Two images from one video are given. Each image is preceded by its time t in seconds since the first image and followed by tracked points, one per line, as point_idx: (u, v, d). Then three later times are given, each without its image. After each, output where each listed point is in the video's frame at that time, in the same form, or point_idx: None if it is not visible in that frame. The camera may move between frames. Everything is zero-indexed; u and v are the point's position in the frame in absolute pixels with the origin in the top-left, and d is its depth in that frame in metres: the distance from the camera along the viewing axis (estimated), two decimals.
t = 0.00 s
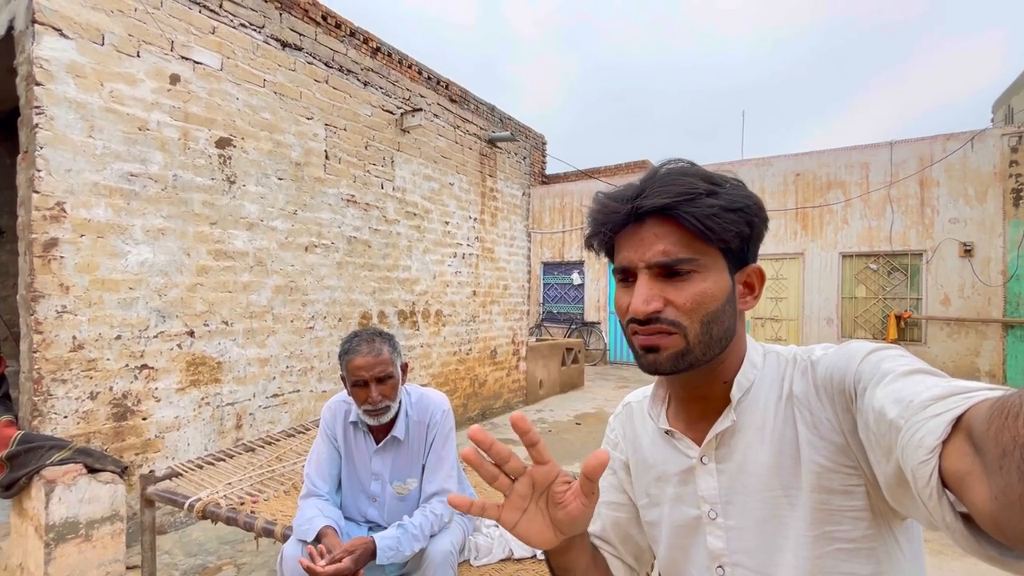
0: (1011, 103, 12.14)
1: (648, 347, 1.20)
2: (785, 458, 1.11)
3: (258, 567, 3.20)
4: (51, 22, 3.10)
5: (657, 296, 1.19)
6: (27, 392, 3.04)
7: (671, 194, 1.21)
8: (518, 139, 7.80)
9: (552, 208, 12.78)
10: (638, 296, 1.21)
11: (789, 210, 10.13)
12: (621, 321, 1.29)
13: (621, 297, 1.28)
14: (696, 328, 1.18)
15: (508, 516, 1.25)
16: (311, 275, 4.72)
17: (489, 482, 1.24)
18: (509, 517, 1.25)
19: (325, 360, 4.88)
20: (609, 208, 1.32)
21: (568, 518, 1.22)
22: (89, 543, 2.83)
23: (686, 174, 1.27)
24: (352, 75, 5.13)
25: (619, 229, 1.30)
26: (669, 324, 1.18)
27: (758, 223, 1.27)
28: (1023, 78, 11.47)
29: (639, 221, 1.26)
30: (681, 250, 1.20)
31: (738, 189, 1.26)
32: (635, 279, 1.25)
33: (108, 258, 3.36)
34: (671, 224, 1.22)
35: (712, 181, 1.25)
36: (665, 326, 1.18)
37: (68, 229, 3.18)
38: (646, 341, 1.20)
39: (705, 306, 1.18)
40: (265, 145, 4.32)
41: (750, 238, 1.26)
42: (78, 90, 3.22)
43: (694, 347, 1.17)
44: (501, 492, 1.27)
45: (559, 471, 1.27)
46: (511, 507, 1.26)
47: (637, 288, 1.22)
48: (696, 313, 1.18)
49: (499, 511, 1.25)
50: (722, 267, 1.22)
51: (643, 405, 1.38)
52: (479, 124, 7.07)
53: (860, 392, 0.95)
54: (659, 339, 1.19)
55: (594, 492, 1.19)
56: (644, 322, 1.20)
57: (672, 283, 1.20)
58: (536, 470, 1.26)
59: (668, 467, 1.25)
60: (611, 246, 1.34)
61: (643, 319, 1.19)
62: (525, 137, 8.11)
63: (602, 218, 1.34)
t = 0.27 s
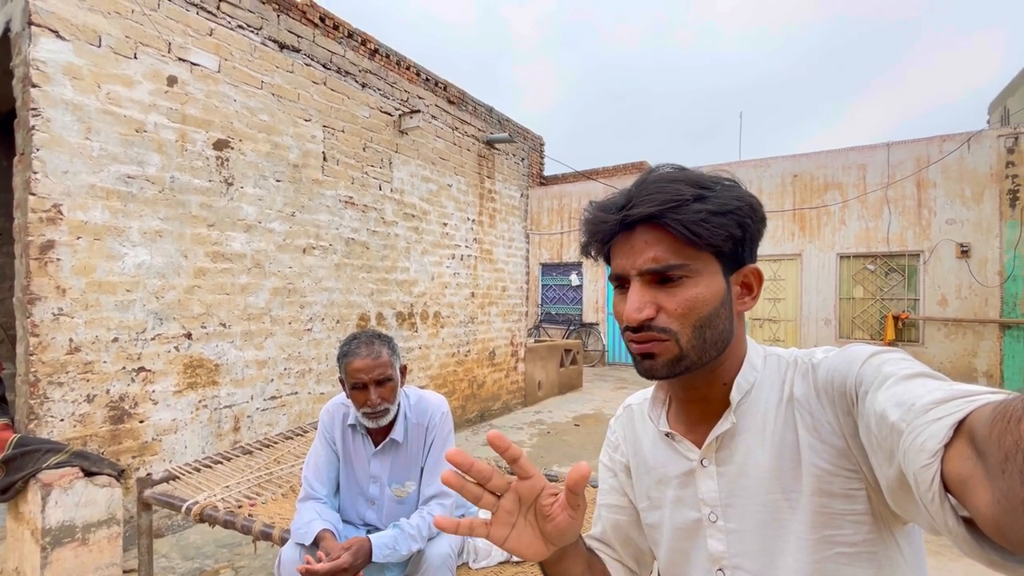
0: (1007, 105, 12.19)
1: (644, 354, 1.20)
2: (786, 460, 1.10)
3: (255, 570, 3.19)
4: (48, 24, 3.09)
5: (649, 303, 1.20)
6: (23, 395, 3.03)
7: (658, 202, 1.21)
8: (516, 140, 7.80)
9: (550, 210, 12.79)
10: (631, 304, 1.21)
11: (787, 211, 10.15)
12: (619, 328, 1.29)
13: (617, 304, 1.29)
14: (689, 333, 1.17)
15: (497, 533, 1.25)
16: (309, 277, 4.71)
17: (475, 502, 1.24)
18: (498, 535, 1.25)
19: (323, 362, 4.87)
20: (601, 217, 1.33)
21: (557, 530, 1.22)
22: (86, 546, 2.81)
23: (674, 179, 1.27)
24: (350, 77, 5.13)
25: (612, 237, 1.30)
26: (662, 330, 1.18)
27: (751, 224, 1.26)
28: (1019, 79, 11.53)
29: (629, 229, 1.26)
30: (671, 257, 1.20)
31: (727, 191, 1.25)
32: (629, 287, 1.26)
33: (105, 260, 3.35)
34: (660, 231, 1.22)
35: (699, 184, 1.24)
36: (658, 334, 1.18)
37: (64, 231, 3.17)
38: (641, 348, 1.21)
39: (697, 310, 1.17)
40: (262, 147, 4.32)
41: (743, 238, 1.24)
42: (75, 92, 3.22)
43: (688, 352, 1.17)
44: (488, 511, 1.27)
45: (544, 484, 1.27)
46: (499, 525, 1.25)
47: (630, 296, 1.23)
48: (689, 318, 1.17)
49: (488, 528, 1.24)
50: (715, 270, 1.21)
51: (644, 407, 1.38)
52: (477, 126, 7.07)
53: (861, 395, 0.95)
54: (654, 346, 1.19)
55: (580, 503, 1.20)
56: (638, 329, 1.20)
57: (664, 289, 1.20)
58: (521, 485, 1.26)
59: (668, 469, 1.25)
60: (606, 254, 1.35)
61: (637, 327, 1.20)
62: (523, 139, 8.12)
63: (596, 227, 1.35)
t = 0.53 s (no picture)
0: (1003, 106, 12.24)
1: (663, 342, 1.18)
2: (783, 460, 1.11)
3: (253, 572, 3.18)
4: (45, 25, 3.08)
5: (675, 289, 1.19)
6: (20, 397, 3.02)
7: (690, 187, 1.22)
8: (514, 141, 7.80)
9: (548, 211, 12.80)
10: (656, 288, 1.20)
11: (785, 211, 10.17)
12: (631, 316, 1.27)
13: (630, 292, 1.26)
14: (712, 322, 1.18)
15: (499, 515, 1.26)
16: (307, 278, 4.71)
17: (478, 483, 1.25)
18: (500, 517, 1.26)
19: (321, 363, 4.86)
20: (620, 202, 1.31)
21: (556, 518, 1.22)
22: (83, 549, 2.80)
23: (696, 171, 1.30)
24: (348, 78, 5.13)
25: (630, 223, 1.29)
26: (685, 318, 1.18)
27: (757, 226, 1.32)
28: (1015, 80, 11.57)
29: (653, 215, 1.26)
30: (698, 244, 1.21)
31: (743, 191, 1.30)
32: (649, 273, 1.24)
33: (102, 262, 3.34)
34: (686, 219, 1.23)
35: (723, 179, 1.28)
36: (682, 320, 1.17)
37: (62, 233, 3.16)
38: (661, 336, 1.19)
39: (720, 300, 1.19)
40: (260, 147, 4.31)
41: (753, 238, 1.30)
42: (72, 93, 3.21)
43: (711, 341, 1.17)
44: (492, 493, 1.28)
45: (546, 469, 1.27)
46: (501, 506, 1.26)
47: (653, 282, 1.21)
48: (711, 307, 1.18)
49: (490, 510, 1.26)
50: (732, 264, 1.24)
51: (642, 407, 1.38)
52: (475, 127, 7.07)
53: (858, 394, 0.95)
54: (675, 333, 1.18)
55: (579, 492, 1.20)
56: (661, 315, 1.18)
57: (689, 276, 1.20)
58: (523, 468, 1.27)
59: (666, 468, 1.25)
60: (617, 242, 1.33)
61: (661, 312, 1.18)
62: (521, 139, 8.12)
63: (612, 212, 1.32)
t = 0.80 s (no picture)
0: (999, 107, 12.28)
1: (664, 350, 1.18)
2: (781, 461, 1.10)
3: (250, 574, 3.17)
4: (41, 25, 3.07)
5: (676, 297, 1.19)
6: (15, 399, 3.00)
7: (692, 194, 1.22)
8: (512, 142, 7.80)
9: (547, 211, 12.80)
10: (658, 297, 1.19)
11: (782, 212, 10.18)
12: (629, 323, 1.26)
13: (630, 298, 1.25)
14: (712, 331, 1.18)
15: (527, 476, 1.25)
16: (304, 279, 4.70)
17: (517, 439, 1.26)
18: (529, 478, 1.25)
19: (319, 364, 4.85)
20: (619, 207, 1.29)
21: (584, 488, 1.22)
22: (79, 551, 2.79)
23: (696, 176, 1.29)
24: (345, 79, 5.11)
25: (630, 228, 1.27)
26: (686, 326, 1.18)
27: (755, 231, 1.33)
28: (1011, 81, 11.61)
29: (653, 222, 1.25)
30: (698, 252, 1.21)
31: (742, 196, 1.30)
32: (649, 280, 1.24)
33: (99, 263, 3.33)
34: (687, 226, 1.23)
35: (723, 185, 1.28)
36: (684, 329, 1.17)
37: (58, 234, 3.14)
38: (662, 344, 1.18)
39: (720, 308, 1.19)
40: (258, 148, 4.30)
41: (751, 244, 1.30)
42: (68, 93, 3.20)
43: (711, 351, 1.17)
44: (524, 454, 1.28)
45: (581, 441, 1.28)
46: (532, 469, 1.25)
47: (654, 290, 1.21)
48: (711, 315, 1.18)
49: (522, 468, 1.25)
50: (731, 271, 1.24)
51: (640, 408, 1.38)
52: (474, 128, 7.07)
53: (855, 395, 0.94)
54: (677, 342, 1.17)
55: (612, 467, 1.18)
56: (661, 324, 1.18)
57: (689, 284, 1.20)
58: (560, 435, 1.27)
59: (664, 469, 1.24)
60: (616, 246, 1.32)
61: (662, 321, 1.18)
62: (519, 140, 8.12)
63: (611, 217, 1.31)
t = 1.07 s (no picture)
0: (996, 108, 12.33)
1: (650, 353, 1.19)
2: (780, 460, 1.10)
3: None
4: (39, 25, 3.06)
5: (660, 301, 1.19)
6: (12, 399, 3.00)
7: (676, 199, 1.21)
8: (511, 143, 7.81)
9: (545, 212, 12.81)
10: (641, 301, 1.20)
11: (780, 213, 10.20)
12: (621, 325, 1.28)
13: (621, 300, 1.27)
14: (698, 334, 1.17)
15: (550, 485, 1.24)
16: (303, 280, 4.69)
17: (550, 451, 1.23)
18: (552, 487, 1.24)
19: (318, 365, 4.84)
20: (611, 211, 1.31)
21: (604, 503, 1.21)
22: (77, 553, 2.78)
23: (688, 178, 1.27)
24: (344, 80, 5.12)
25: (622, 233, 1.29)
26: (671, 330, 1.18)
27: (757, 229, 1.28)
28: (1007, 82, 11.65)
29: (642, 225, 1.26)
30: (684, 256, 1.20)
31: (739, 195, 1.26)
32: (637, 284, 1.25)
33: (97, 263, 3.32)
34: (674, 230, 1.22)
35: (716, 186, 1.25)
36: (668, 332, 1.18)
37: (56, 234, 3.14)
38: (648, 347, 1.19)
39: (706, 312, 1.18)
40: (256, 149, 4.30)
41: (749, 243, 1.27)
42: (66, 93, 3.19)
43: (696, 354, 1.17)
44: (551, 463, 1.26)
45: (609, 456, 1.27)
46: (555, 479, 1.24)
47: (640, 294, 1.22)
48: (697, 319, 1.18)
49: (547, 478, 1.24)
50: (723, 273, 1.22)
51: (640, 408, 1.38)
52: (472, 128, 7.07)
53: (854, 394, 0.95)
54: (662, 344, 1.18)
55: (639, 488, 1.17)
56: (645, 328, 1.19)
57: (674, 288, 1.20)
58: (588, 447, 1.26)
59: (664, 469, 1.25)
60: (612, 250, 1.34)
61: (646, 325, 1.19)
62: (517, 141, 8.12)
63: (605, 221, 1.33)
